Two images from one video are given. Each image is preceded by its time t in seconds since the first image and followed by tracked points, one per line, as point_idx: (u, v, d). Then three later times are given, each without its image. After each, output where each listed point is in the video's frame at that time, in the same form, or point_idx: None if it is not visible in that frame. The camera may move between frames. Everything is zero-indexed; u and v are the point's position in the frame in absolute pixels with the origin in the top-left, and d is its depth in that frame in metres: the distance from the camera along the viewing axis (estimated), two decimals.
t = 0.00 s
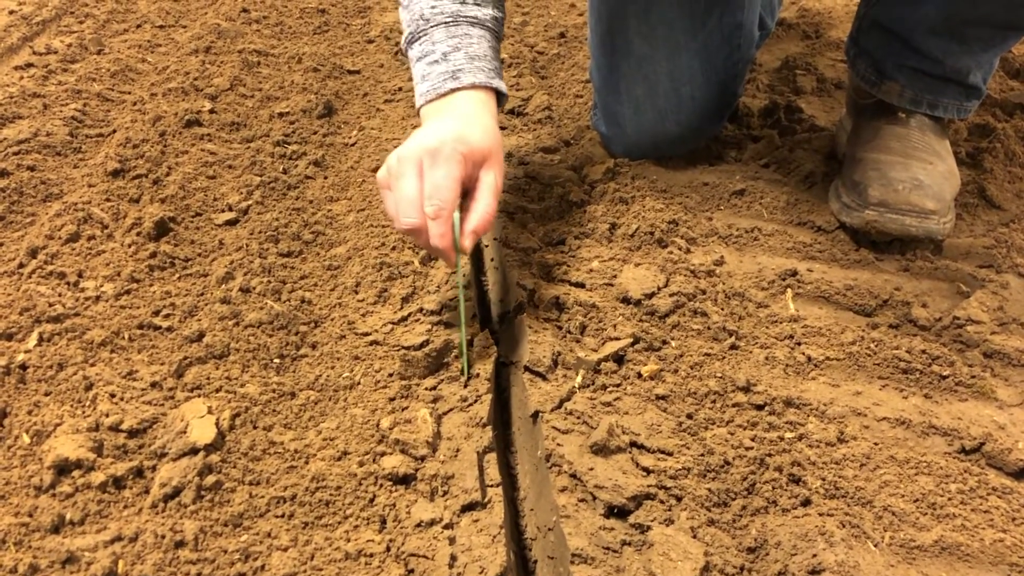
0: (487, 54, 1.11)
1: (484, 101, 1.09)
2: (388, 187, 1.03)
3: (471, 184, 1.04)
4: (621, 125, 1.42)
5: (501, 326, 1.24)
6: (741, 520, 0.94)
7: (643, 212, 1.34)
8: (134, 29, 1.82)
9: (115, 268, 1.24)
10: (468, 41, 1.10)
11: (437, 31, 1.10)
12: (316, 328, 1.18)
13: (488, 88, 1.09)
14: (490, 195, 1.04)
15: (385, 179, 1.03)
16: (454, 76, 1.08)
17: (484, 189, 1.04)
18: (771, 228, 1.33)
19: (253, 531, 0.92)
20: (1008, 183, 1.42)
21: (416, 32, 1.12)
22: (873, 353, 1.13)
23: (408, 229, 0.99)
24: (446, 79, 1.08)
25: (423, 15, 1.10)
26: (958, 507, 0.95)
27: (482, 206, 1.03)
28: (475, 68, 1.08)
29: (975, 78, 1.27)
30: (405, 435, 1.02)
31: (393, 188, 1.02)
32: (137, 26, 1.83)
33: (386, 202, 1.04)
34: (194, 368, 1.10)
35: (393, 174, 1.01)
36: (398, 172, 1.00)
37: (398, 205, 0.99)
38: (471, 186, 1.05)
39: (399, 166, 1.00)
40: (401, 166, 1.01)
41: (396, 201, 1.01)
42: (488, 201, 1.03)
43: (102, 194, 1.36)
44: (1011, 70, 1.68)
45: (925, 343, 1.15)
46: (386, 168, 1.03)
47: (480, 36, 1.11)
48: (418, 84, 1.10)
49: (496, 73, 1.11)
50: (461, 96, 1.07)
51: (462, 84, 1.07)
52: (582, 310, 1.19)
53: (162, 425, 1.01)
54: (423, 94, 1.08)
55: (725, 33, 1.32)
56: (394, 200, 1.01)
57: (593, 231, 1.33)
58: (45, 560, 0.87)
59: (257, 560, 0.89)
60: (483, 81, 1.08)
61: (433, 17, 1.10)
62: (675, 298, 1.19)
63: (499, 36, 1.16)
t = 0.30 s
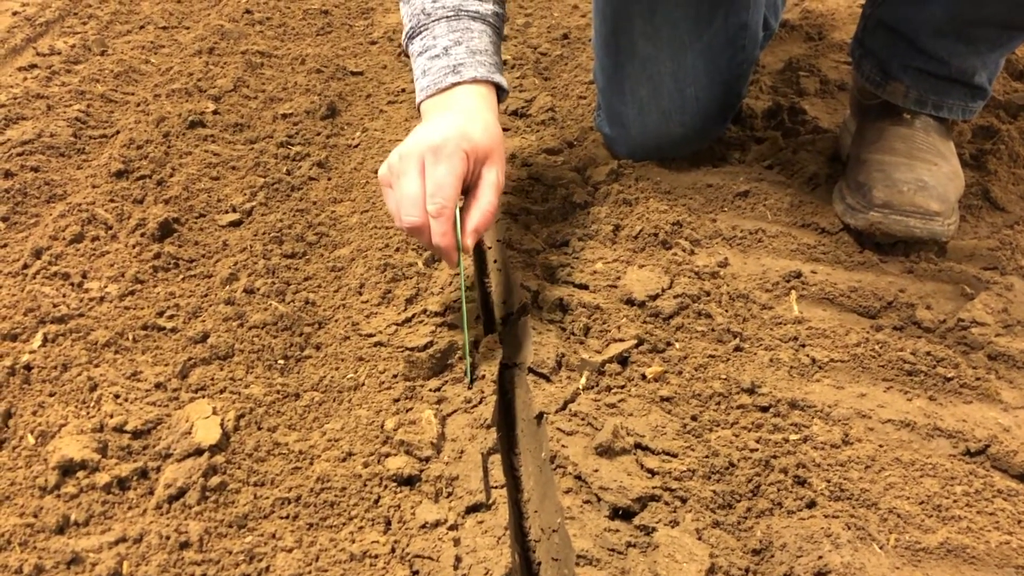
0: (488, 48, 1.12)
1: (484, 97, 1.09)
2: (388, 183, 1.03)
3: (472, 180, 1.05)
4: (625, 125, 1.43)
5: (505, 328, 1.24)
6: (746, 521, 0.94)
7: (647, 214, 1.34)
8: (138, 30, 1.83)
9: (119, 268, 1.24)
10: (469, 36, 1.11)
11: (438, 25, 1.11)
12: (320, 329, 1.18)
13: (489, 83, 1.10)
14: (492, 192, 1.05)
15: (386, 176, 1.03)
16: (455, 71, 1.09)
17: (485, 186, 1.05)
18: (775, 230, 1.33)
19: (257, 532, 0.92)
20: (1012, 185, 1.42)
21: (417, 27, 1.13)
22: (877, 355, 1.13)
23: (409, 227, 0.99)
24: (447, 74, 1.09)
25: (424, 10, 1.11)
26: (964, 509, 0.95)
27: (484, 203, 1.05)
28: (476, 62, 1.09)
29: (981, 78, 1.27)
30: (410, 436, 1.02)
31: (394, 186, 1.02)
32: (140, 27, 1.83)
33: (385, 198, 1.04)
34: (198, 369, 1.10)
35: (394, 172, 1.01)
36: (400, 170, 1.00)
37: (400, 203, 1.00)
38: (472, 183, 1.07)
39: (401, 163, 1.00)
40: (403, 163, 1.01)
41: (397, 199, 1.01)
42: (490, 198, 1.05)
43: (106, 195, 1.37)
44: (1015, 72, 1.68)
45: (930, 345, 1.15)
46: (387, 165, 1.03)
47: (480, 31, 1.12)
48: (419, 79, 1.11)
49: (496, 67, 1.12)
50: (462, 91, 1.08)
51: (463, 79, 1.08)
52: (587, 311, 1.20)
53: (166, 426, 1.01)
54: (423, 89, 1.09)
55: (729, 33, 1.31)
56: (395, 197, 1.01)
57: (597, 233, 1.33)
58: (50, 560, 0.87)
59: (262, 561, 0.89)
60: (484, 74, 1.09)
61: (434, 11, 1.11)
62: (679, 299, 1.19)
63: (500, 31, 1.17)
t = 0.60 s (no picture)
0: None
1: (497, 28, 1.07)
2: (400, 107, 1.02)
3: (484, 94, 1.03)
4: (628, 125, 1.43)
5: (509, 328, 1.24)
6: (752, 523, 0.94)
7: (652, 214, 1.34)
8: (141, 30, 1.83)
9: (124, 268, 1.24)
10: None
11: None
12: (325, 329, 1.18)
13: (500, 17, 1.07)
14: (507, 100, 1.01)
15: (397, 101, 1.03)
16: (466, 7, 1.06)
17: (501, 95, 1.02)
18: (779, 231, 1.33)
19: (263, 532, 0.92)
20: (1017, 186, 1.41)
21: None
22: (882, 356, 1.13)
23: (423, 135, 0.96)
24: (458, 10, 1.06)
25: None
26: (970, 511, 0.95)
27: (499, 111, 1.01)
28: None
29: (986, 79, 1.27)
30: (415, 437, 1.02)
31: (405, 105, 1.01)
32: (144, 27, 1.83)
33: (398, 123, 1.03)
34: (203, 369, 1.10)
35: (406, 89, 1.01)
36: (412, 84, 1.00)
37: (413, 113, 0.98)
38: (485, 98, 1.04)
39: (413, 76, 1.01)
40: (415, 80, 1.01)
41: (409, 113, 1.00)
42: (506, 105, 1.00)
43: (110, 195, 1.37)
44: (1020, 72, 1.67)
45: (935, 346, 1.15)
46: (398, 90, 1.03)
47: None
48: (430, 20, 1.08)
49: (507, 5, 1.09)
50: (472, 24, 1.05)
51: (474, 13, 1.05)
52: (591, 312, 1.20)
53: (171, 426, 1.01)
54: (435, 27, 1.06)
55: (734, 33, 1.31)
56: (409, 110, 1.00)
57: (601, 233, 1.33)
58: (56, 561, 0.87)
59: (267, 561, 0.89)
60: (495, 8, 1.06)
61: None
62: (684, 300, 1.19)
63: None
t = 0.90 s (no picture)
0: (532, 37, 1.08)
1: (532, 84, 1.05)
2: (444, 159, 1.04)
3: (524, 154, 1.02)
4: (631, 125, 1.43)
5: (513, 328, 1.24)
6: (757, 523, 0.94)
7: (655, 214, 1.34)
8: (144, 30, 1.83)
9: (128, 268, 1.24)
10: (511, 25, 1.06)
11: (480, 17, 1.07)
12: (329, 329, 1.18)
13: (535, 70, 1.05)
14: (545, 165, 1.01)
15: (442, 152, 1.04)
16: (500, 60, 1.04)
17: (538, 160, 1.01)
18: (783, 230, 1.33)
19: (267, 532, 0.92)
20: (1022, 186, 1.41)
21: (460, 20, 1.09)
22: (887, 356, 1.12)
23: (467, 197, 0.98)
24: (493, 64, 1.04)
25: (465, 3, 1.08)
26: (976, 512, 0.94)
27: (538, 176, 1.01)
28: (522, 50, 1.05)
29: (990, 79, 1.26)
30: (419, 438, 1.02)
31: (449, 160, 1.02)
32: (147, 26, 1.83)
33: (442, 175, 1.05)
34: (207, 369, 1.10)
35: (450, 145, 1.02)
36: (456, 142, 1.00)
37: (457, 174, 0.99)
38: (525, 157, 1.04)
39: (457, 135, 1.00)
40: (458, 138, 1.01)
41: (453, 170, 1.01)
42: (543, 171, 1.01)
43: (114, 194, 1.37)
44: None
45: (940, 346, 1.14)
46: (442, 141, 1.04)
47: (522, 20, 1.07)
48: (464, 71, 1.07)
49: (540, 55, 1.08)
50: (509, 79, 1.04)
51: (510, 66, 1.04)
52: (595, 312, 1.19)
53: (175, 426, 1.01)
54: (471, 80, 1.05)
55: (738, 33, 1.31)
56: (451, 170, 1.01)
57: (605, 233, 1.33)
58: (60, 560, 0.87)
59: (271, 561, 0.89)
60: (529, 62, 1.05)
61: (475, 5, 1.07)
62: (688, 300, 1.19)
63: (539, 20, 1.12)
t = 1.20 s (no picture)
0: (536, 46, 1.08)
1: (535, 98, 1.05)
2: (453, 175, 1.02)
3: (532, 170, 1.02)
4: (633, 124, 1.43)
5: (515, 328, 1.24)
6: (759, 524, 0.94)
7: (657, 213, 1.34)
8: (145, 29, 1.82)
9: (129, 267, 1.24)
10: (515, 35, 1.07)
11: (483, 26, 1.08)
12: (330, 328, 1.18)
13: (539, 80, 1.06)
14: (552, 179, 1.02)
15: (450, 167, 1.03)
16: (504, 71, 1.05)
17: (546, 175, 1.02)
18: (786, 230, 1.32)
19: (268, 533, 0.92)
20: None
21: (463, 28, 1.09)
22: (890, 356, 1.12)
23: (479, 214, 0.97)
24: (497, 74, 1.05)
25: (468, 11, 1.08)
26: (979, 513, 0.94)
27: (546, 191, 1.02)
28: (525, 60, 1.05)
29: (994, 79, 1.25)
30: (421, 437, 1.02)
31: (458, 176, 1.01)
32: (148, 25, 1.83)
33: (449, 190, 1.03)
34: (208, 368, 1.10)
35: (459, 161, 1.01)
36: (466, 159, 0.99)
37: (468, 191, 0.98)
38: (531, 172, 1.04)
39: (466, 152, 0.99)
40: (467, 153, 1.00)
41: (463, 187, 1.00)
42: (552, 186, 1.01)
43: (115, 193, 1.36)
44: None
45: (943, 346, 1.14)
46: (450, 156, 1.03)
47: (526, 29, 1.08)
48: (468, 80, 1.07)
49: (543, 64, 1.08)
50: (514, 88, 1.04)
51: (514, 78, 1.04)
52: (597, 312, 1.19)
53: (176, 425, 1.01)
54: (474, 91, 1.06)
55: (741, 33, 1.30)
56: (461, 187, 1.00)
57: (607, 233, 1.33)
58: (61, 560, 0.87)
59: (273, 562, 0.89)
60: (533, 72, 1.05)
61: (478, 13, 1.08)
62: (690, 300, 1.19)
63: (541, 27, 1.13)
